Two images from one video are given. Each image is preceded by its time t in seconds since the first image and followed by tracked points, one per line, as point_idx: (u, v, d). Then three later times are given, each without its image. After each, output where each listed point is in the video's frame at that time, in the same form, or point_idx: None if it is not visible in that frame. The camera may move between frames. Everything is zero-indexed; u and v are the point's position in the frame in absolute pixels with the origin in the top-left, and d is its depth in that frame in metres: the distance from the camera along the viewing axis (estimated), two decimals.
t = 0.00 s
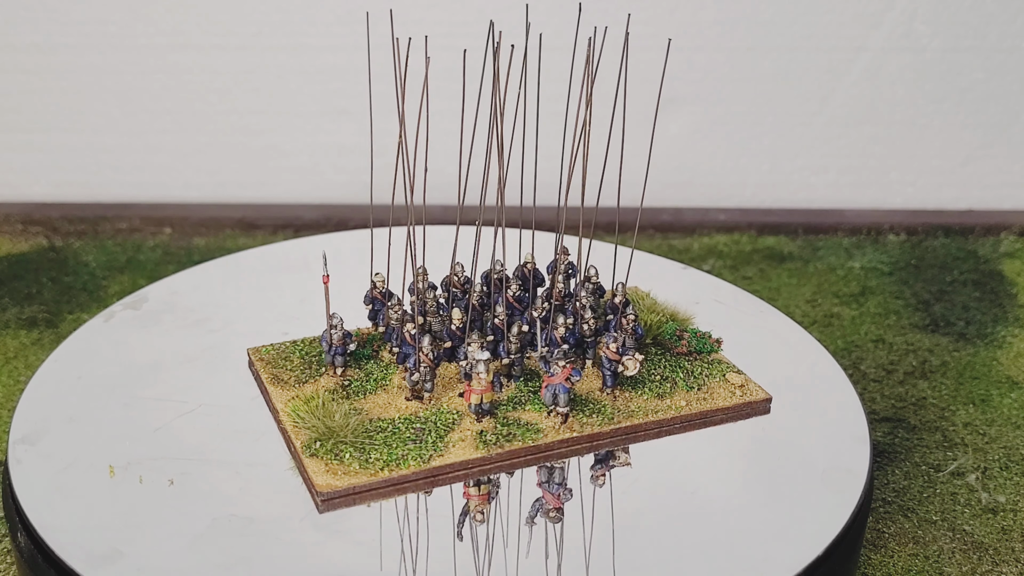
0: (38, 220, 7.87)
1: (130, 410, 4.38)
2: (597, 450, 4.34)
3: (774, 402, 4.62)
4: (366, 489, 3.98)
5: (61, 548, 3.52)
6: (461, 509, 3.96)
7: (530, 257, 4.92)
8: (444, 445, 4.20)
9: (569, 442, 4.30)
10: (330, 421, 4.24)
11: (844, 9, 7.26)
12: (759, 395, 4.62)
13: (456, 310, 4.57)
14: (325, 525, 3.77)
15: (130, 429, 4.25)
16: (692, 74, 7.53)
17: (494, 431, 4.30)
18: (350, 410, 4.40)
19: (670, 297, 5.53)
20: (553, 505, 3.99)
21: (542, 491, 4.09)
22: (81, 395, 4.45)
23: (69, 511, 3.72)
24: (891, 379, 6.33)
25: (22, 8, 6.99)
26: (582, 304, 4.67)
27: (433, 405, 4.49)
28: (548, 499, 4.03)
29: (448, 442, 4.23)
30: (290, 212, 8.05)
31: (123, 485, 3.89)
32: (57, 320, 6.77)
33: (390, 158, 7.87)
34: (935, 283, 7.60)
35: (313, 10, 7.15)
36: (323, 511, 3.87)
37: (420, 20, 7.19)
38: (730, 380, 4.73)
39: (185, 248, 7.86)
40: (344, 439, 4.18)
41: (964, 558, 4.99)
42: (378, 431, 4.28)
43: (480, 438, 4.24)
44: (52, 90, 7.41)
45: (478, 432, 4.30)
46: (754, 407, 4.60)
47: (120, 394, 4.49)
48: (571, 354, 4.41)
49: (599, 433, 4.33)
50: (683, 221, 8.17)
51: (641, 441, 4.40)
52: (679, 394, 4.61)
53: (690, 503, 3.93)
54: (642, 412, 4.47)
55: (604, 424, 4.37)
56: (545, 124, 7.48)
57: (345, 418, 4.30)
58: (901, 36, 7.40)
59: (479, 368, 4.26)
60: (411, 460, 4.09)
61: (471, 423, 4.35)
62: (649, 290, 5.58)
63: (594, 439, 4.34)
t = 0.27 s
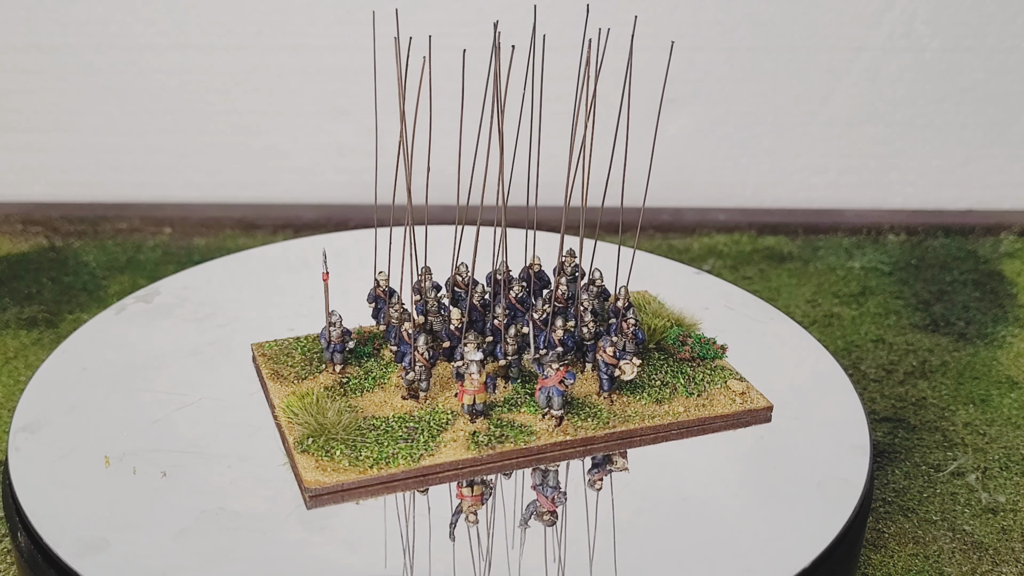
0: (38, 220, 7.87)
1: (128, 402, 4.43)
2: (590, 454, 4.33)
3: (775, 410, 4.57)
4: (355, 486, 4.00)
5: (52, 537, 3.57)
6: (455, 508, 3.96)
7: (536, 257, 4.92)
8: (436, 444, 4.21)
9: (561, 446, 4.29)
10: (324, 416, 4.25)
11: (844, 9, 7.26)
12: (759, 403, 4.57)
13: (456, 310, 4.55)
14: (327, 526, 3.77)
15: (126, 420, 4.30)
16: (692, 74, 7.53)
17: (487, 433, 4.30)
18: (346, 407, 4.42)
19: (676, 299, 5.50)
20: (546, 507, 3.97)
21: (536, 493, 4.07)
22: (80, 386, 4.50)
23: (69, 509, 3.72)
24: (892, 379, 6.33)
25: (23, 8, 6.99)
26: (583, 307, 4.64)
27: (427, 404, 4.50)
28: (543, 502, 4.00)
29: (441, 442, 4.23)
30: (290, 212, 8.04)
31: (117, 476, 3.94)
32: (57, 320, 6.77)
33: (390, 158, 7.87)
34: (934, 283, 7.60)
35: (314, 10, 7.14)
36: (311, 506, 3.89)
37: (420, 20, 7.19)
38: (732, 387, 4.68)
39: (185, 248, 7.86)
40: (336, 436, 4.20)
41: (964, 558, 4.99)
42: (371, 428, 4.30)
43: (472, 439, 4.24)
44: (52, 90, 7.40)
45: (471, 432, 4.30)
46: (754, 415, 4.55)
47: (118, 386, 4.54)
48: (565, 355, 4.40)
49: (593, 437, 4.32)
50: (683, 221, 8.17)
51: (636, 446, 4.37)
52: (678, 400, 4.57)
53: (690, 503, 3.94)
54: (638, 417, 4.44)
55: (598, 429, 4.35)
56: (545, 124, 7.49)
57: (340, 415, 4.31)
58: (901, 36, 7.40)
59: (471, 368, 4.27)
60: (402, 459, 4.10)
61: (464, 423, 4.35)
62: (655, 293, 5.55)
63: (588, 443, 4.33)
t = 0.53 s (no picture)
0: (38, 220, 7.88)
1: (127, 394, 4.49)
2: (583, 459, 4.29)
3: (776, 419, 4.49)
4: (343, 483, 4.01)
5: (41, 524, 3.63)
6: (447, 508, 3.96)
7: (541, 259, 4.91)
8: (427, 444, 4.20)
9: (553, 449, 4.25)
10: (317, 413, 4.27)
11: (843, 9, 7.25)
12: (760, 412, 4.49)
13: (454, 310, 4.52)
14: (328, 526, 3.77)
15: (124, 412, 4.36)
16: (692, 75, 7.53)
17: (479, 434, 4.28)
18: (341, 404, 4.43)
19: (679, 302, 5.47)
20: (539, 511, 3.95)
21: (530, 497, 4.04)
22: (80, 377, 4.58)
23: (67, 509, 3.72)
24: (892, 379, 6.33)
25: (23, 8, 6.99)
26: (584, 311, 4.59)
27: (422, 402, 4.50)
28: (536, 506, 3.98)
29: (432, 441, 4.23)
30: (290, 212, 8.05)
31: (110, 465, 4.00)
32: (57, 320, 6.78)
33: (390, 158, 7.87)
34: (934, 283, 7.60)
35: (314, 10, 7.14)
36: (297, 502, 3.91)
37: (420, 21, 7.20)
38: (733, 395, 4.60)
39: (185, 248, 7.87)
40: (328, 433, 4.20)
41: (964, 558, 4.99)
42: (365, 426, 4.31)
43: (463, 440, 4.23)
44: (52, 90, 7.40)
45: (463, 433, 4.29)
46: (755, 424, 4.47)
47: (118, 378, 4.61)
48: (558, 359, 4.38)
49: (585, 441, 4.28)
50: (683, 221, 8.18)
51: (630, 452, 4.32)
52: (676, 407, 4.50)
53: (690, 504, 3.93)
54: (634, 422, 4.39)
55: (592, 433, 4.31)
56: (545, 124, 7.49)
57: (334, 412, 4.32)
58: (901, 37, 7.39)
59: (464, 368, 4.27)
60: (391, 458, 4.10)
61: (457, 424, 4.34)
62: (659, 296, 5.51)
63: (580, 447, 4.29)
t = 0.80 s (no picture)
0: (38, 220, 7.88)
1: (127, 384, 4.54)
2: (575, 463, 4.27)
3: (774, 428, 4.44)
4: (331, 479, 4.04)
5: (33, 513, 3.68)
6: (439, 508, 3.95)
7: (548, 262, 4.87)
8: (418, 443, 4.21)
9: (544, 452, 4.24)
10: (310, 409, 4.29)
11: (843, 9, 7.26)
12: (758, 422, 4.44)
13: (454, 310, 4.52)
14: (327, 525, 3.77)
15: (124, 402, 4.40)
16: (692, 75, 7.53)
17: (471, 435, 4.28)
18: (336, 402, 4.45)
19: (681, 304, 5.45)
20: (532, 514, 3.92)
21: (523, 500, 4.01)
22: (81, 370, 4.61)
23: (66, 507, 3.72)
24: (892, 379, 6.33)
25: (23, 8, 6.99)
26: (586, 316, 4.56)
27: (417, 401, 4.51)
28: (528, 508, 3.95)
29: (424, 440, 4.23)
30: (290, 212, 8.05)
31: (106, 455, 4.05)
32: (57, 320, 6.77)
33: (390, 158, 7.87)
34: (934, 283, 7.60)
35: (314, 10, 7.14)
36: (286, 495, 3.93)
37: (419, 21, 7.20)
38: (732, 405, 4.55)
39: (185, 248, 7.87)
40: (321, 429, 4.23)
41: (965, 558, 4.99)
42: (358, 424, 4.32)
43: (455, 441, 4.23)
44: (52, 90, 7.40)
45: (456, 434, 4.29)
46: (752, 434, 4.42)
47: (118, 368, 4.66)
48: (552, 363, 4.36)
49: (577, 445, 4.26)
50: (683, 221, 8.18)
51: (623, 458, 4.30)
52: (673, 414, 4.47)
53: (690, 504, 3.94)
54: (628, 428, 4.36)
55: (584, 438, 4.29)
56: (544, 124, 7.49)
57: (328, 411, 4.34)
58: (901, 36, 7.40)
59: (456, 368, 4.26)
60: (380, 456, 4.12)
61: (450, 424, 4.34)
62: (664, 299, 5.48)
63: (572, 451, 4.27)
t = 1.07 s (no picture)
0: (39, 220, 7.88)
1: (128, 376, 4.60)
2: (568, 467, 4.22)
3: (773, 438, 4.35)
4: (321, 475, 4.05)
5: (27, 499, 3.75)
6: (432, 507, 3.94)
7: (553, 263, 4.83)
8: (409, 442, 4.20)
9: (537, 455, 4.20)
10: (305, 406, 4.30)
11: (843, 9, 7.25)
12: (757, 431, 4.35)
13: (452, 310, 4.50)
14: (327, 526, 3.77)
15: (125, 392, 4.47)
16: (692, 75, 7.53)
17: (463, 435, 4.25)
18: (333, 398, 4.46)
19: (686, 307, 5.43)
20: (525, 516, 3.91)
21: (516, 502, 4.01)
22: (82, 370, 4.60)
23: (66, 507, 3.72)
24: (892, 379, 6.33)
25: (23, 9, 6.98)
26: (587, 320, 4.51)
27: (413, 399, 4.50)
28: (522, 511, 3.95)
29: (416, 439, 4.22)
30: (290, 211, 8.05)
31: (104, 444, 4.11)
32: (58, 320, 6.78)
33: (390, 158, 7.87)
34: (934, 283, 7.60)
35: (314, 10, 7.14)
36: (274, 491, 3.95)
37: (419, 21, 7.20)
38: (731, 412, 4.46)
39: (185, 248, 7.88)
40: (314, 426, 4.23)
41: (964, 557, 4.99)
42: (352, 421, 4.32)
43: (446, 441, 4.21)
44: (51, 90, 7.39)
45: (448, 434, 4.26)
46: (751, 442, 4.34)
47: (120, 361, 4.72)
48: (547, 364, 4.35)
49: (570, 449, 4.21)
50: (683, 221, 8.18)
51: (618, 462, 4.24)
52: (671, 420, 4.39)
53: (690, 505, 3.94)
54: (623, 433, 4.30)
55: (577, 442, 4.24)
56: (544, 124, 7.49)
57: (324, 408, 4.34)
58: (901, 37, 7.39)
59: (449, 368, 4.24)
60: (370, 454, 4.11)
61: (443, 424, 4.31)
62: (673, 304, 5.45)
63: (565, 455, 4.23)
